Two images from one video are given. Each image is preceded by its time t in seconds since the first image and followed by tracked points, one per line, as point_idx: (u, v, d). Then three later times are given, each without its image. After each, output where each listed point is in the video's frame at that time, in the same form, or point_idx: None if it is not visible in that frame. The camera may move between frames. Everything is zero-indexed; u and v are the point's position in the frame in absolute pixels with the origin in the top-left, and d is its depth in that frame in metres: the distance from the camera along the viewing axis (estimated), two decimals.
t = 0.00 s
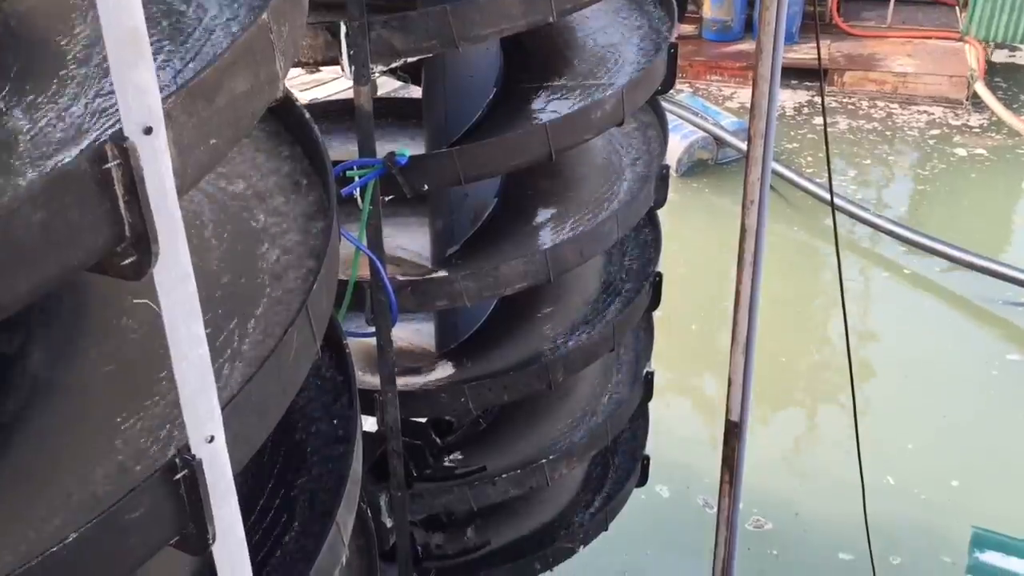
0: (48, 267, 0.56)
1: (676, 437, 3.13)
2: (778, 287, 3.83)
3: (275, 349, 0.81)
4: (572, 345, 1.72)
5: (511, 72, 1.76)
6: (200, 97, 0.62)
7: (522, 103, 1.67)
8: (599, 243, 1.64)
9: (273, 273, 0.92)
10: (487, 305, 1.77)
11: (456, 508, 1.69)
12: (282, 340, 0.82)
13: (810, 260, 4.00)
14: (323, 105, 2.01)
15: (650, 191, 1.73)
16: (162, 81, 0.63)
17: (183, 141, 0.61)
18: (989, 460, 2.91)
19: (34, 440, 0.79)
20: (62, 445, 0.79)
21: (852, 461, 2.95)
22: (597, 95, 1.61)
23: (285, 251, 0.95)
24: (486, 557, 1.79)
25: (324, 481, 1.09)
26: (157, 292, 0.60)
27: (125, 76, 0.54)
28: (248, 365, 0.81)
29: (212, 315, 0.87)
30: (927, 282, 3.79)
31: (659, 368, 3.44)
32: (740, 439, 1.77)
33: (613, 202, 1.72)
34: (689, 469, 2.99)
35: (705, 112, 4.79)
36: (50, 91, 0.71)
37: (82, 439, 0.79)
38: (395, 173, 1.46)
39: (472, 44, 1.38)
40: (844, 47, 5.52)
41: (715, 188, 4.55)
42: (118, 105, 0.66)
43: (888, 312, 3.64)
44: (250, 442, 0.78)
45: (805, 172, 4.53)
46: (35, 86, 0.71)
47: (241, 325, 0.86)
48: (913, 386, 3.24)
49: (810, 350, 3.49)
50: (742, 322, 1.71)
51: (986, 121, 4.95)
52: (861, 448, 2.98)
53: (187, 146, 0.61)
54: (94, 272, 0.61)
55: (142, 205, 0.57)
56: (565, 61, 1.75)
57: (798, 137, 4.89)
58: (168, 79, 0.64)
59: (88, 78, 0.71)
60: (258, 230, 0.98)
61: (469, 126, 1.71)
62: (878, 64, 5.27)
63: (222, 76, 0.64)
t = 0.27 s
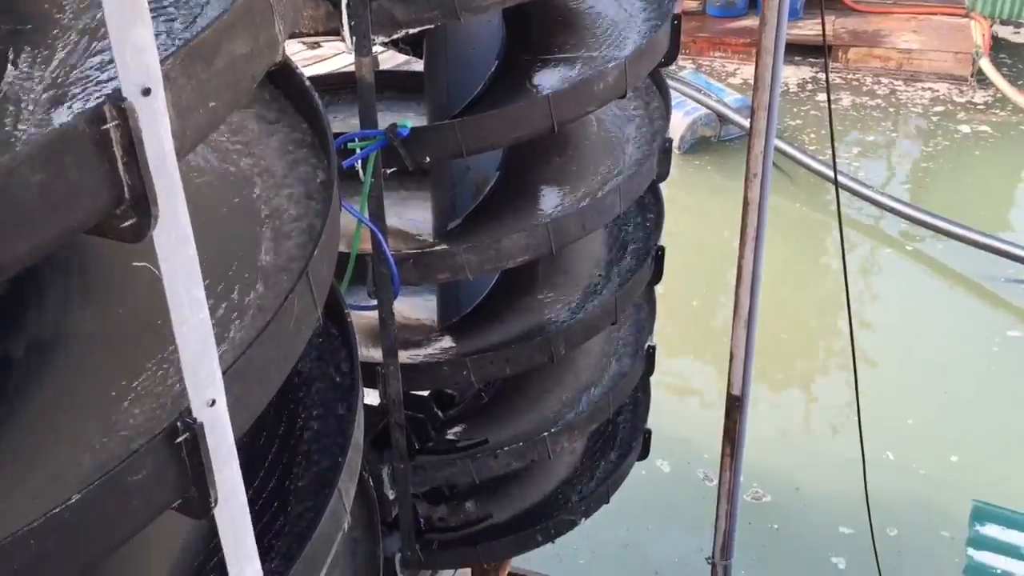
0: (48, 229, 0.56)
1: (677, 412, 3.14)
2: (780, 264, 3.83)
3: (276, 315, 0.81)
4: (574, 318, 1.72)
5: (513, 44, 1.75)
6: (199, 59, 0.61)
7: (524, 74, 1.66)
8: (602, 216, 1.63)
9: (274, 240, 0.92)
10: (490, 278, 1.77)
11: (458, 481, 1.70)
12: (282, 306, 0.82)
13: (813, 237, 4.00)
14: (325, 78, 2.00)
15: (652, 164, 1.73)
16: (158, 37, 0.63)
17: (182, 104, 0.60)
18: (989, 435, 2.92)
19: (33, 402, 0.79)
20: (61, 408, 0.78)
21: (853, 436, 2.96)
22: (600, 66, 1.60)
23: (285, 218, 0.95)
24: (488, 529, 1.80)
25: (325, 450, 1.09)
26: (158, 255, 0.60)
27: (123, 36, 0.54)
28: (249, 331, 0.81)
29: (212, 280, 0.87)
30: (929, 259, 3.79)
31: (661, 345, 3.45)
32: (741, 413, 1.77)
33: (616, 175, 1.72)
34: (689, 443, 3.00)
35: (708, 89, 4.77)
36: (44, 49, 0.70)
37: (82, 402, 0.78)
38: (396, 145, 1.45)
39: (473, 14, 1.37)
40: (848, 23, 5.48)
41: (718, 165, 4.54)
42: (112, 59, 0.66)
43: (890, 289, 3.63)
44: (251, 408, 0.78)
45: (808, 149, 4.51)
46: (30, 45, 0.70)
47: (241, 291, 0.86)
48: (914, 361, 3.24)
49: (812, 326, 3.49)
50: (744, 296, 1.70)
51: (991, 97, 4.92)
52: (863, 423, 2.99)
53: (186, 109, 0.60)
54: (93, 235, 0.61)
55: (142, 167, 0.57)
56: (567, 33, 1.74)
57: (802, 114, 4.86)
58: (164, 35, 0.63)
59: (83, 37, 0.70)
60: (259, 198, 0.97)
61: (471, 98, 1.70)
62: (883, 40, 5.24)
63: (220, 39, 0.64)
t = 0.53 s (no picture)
0: (50, 187, 0.55)
1: (679, 389, 3.15)
2: (783, 242, 3.82)
3: (279, 282, 0.80)
4: (576, 293, 1.71)
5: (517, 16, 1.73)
6: (200, 18, 0.60)
7: (528, 46, 1.65)
8: (605, 190, 1.62)
9: (277, 207, 0.91)
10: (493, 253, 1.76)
11: (460, 455, 1.70)
12: (285, 273, 0.81)
13: (816, 216, 3.98)
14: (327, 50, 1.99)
15: (657, 139, 1.71)
16: None
17: (184, 64, 0.59)
18: (991, 413, 2.92)
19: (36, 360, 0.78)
20: (63, 369, 0.78)
21: (855, 414, 2.96)
22: (603, 37, 1.59)
23: (287, 186, 0.94)
24: (490, 503, 1.80)
25: (326, 420, 1.09)
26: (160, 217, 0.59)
27: None
28: (251, 297, 0.81)
29: (216, 244, 0.87)
30: (931, 238, 3.78)
31: (664, 322, 3.45)
32: (744, 390, 1.77)
33: (620, 149, 1.70)
34: (690, 420, 3.01)
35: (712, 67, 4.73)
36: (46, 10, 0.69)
37: (84, 364, 0.78)
38: (399, 117, 1.44)
39: None
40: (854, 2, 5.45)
41: (721, 144, 4.52)
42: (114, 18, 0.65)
43: (893, 268, 3.62)
44: (252, 374, 0.78)
45: (812, 128, 4.49)
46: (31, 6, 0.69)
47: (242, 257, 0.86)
48: (917, 340, 3.23)
49: (814, 305, 3.49)
50: (747, 272, 1.70)
51: (996, 77, 4.90)
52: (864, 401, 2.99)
53: (188, 69, 0.60)
54: (94, 195, 0.60)
55: (143, 127, 0.56)
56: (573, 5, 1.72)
57: (807, 92, 4.84)
58: None
59: None
60: (261, 166, 0.97)
61: (475, 71, 1.68)
62: (889, 18, 5.20)
63: None
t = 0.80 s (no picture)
0: (50, 173, 0.55)
1: (677, 381, 3.15)
2: (782, 236, 3.82)
3: (279, 271, 0.80)
4: (576, 285, 1.71)
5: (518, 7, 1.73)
6: (201, 6, 0.60)
7: (528, 37, 1.65)
8: (605, 182, 1.62)
9: (278, 196, 0.91)
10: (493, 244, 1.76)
11: (459, 446, 1.70)
12: (286, 262, 0.81)
13: (815, 210, 3.98)
14: (328, 40, 1.98)
15: (657, 131, 1.71)
16: None
17: (184, 51, 0.59)
18: (989, 408, 2.92)
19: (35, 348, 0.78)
20: (62, 357, 0.78)
21: (854, 408, 2.96)
22: (604, 29, 1.59)
23: (288, 176, 0.94)
24: (489, 494, 1.80)
25: (326, 409, 1.09)
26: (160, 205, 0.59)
27: None
28: (252, 286, 0.81)
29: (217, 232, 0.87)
30: (930, 232, 3.78)
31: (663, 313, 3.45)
32: (742, 382, 1.77)
33: (621, 141, 1.70)
34: (687, 412, 3.02)
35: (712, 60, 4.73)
36: None
37: (83, 352, 0.78)
38: (400, 108, 1.44)
39: None
40: None
41: (721, 137, 4.52)
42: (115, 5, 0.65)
43: (891, 262, 3.62)
44: (253, 363, 0.78)
45: (812, 121, 4.48)
46: None
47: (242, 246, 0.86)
48: (915, 334, 3.23)
49: (813, 299, 3.49)
50: (747, 265, 1.69)
51: (997, 71, 4.89)
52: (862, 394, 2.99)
53: (188, 56, 0.59)
54: (95, 182, 0.60)
55: (144, 115, 0.56)
56: None
57: (807, 85, 4.83)
58: None
59: None
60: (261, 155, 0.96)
61: (475, 62, 1.68)
62: (890, 12, 5.19)
63: None
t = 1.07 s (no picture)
0: (55, 183, 0.55)
1: (672, 389, 3.15)
2: (778, 246, 3.83)
3: (280, 281, 0.80)
4: (573, 295, 1.71)
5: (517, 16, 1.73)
6: (206, 18, 0.60)
7: (528, 47, 1.65)
8: (604, 192, 1.62)
9: (279, 206, 0.91)
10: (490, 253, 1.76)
11: (456, 454, 1.70)
12: (287, 273, 0.81)
13: (811, 220, 3.99)
14: (328, 48, 1.98)
15: (656, 141, 1.71)
16: None
17: (190, 62, 0.60)
18: (983, 419, 2.92)
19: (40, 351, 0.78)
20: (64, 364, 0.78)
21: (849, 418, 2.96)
22: (604, 39, 1.59)
23: (289, 186, 0.94)
24: (485, 503, 1.80)
25: (325, 419, 1.09)
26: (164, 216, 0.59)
27: None
28: (253, 297, 0.81)
29: (219, 242, 0.87)
30: (925, 244, 3.79)
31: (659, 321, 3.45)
32: (738, 393, 1.77)
33: (619, 151, 1.71)
34: (682, 419, 3.02)
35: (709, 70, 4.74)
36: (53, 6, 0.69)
37: (84, 360, 0.78)
38: (400, 116, 1.44)
39: None
40: (851, 7, 5.46)
41: (718, 146, 4.53)
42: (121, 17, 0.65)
43: (886, 273, 3.63)
44: (253, 374, 0.78)
45: (808, 131, 4.50)
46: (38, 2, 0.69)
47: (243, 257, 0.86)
48: (910, 345, 3.24)
49: (809, 309, 3.50)
50: (744, 276, 1.70)
51: (992, 83, 4.91)
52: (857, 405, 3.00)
53: (193, 68, 0.60)
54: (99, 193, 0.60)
55: (149, 127, 0.56)
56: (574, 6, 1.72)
57: (803, 96, 4.85)
58: None
59: None
60: (262, 165, 0.97)
61: (475, 71, 1.69)
62: (886, 23, 5.21)
63: None
